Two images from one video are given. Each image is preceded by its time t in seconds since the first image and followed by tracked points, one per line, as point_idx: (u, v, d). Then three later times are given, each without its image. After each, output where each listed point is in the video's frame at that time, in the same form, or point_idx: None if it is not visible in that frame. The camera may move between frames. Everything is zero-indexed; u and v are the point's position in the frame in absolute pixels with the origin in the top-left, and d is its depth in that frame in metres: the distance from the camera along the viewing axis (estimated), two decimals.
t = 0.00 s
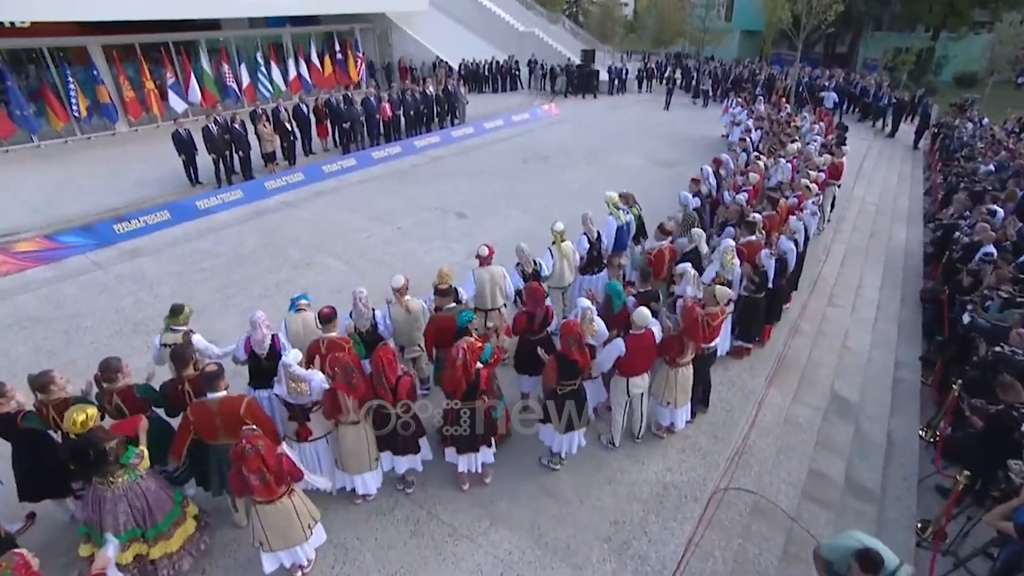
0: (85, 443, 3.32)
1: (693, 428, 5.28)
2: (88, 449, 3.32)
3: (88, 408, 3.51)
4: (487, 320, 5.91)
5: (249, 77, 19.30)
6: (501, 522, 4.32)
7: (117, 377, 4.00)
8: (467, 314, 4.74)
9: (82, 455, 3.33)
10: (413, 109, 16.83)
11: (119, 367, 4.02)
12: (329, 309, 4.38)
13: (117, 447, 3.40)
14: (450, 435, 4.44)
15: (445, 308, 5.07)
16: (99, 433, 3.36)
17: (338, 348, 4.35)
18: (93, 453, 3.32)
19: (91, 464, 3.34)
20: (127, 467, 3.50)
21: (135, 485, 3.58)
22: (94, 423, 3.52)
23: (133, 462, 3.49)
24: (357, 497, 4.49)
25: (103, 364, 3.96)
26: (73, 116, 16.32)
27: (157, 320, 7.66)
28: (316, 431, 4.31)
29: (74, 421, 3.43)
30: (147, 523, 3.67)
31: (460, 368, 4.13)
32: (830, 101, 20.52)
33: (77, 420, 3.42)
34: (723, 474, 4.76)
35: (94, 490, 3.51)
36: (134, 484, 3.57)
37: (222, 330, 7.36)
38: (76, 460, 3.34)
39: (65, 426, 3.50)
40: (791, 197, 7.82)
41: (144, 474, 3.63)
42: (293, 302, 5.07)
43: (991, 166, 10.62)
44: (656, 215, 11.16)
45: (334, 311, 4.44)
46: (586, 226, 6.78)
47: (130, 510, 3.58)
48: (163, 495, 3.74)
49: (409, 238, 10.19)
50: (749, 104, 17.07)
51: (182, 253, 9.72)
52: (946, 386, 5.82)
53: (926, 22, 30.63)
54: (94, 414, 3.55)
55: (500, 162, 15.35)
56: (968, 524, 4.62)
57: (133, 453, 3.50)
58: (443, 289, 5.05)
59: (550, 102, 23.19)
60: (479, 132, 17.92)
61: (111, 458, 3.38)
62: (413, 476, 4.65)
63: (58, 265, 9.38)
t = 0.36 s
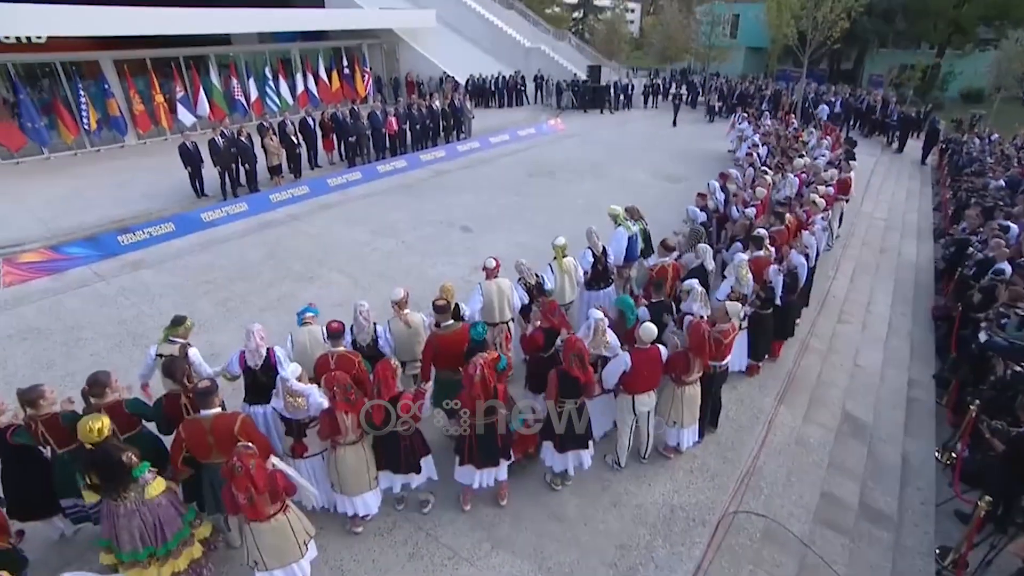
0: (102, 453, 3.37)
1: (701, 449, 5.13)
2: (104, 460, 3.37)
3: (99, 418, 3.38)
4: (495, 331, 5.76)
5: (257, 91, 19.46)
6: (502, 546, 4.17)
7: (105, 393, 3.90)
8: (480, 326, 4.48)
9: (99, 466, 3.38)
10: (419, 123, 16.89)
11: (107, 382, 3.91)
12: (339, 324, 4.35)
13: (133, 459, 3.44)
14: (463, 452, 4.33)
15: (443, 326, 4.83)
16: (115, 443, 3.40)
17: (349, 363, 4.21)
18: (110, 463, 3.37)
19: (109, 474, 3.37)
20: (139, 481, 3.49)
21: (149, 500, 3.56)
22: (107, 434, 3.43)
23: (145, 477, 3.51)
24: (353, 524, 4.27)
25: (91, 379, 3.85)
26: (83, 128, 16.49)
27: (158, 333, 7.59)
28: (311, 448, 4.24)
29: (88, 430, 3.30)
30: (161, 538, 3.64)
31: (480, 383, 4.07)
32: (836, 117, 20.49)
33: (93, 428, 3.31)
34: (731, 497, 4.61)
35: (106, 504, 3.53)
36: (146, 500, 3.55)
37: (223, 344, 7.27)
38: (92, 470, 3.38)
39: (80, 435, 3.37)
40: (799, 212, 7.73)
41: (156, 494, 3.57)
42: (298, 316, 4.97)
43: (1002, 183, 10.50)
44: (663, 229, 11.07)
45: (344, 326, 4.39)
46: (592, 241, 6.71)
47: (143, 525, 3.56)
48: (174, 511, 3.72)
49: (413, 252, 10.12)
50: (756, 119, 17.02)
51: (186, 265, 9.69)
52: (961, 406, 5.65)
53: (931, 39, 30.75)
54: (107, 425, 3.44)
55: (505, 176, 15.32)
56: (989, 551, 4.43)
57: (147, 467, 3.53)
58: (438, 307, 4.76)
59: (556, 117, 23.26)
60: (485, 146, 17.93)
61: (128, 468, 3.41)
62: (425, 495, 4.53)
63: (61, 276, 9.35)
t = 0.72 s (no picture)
0: (111, 459, 3.36)
1: (709, 467, 4.98)
2: (115, 467, 3.37)
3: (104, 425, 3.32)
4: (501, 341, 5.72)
5: (264, 103, 19.60)
6: (503, 566, 4.04)
7: (95, 406, 3.68)
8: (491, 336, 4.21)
9: (108, 474, 3.36)
10: (425, 136, 16.92)
11: (98, 394, 3.70)
12: (334, 336, 4.21)
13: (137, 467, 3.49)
14: (481, 469, 4.23)
15: (450, 338, 4.71)
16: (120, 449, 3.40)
17: (344, 377, 4.19)
18: (118, 470, 3.38)
19: (113, 485, 3.36)
20: (140, 490, 3.47)
21: (149, 512, 3.53)
22: (112, 440, 3.41)
23: (149, 487, 3.51)
24: (350, 552, 4.09)
25: (80, 391, 3.63)
26: (92, 139, 16.63)
27: (158, 344, 7.51)
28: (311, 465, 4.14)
29: (98, 437, 3.24)
30: (166, 550, 3.63)
31: (498, 395, 3.99)
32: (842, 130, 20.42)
33: (102, 434, 3.24)
34: (742, 517, 4.45)
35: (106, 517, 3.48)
36: (146, 512, 3.52)
37: (223, 356, 7.18)
38: (99, 479, 3.34)
39: (85, 441, 3.28)
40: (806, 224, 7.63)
41: (158, 505, 3.56)
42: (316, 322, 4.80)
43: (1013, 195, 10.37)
44: (669, 242, 10.96)
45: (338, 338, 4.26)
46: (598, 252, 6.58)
47: (144, 538, 3.53)
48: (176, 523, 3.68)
49: (417, 264, 10.04)
50: (763, 132, 16.94)
51: (189, 275, 9.64)
52: (978, 423, 5.49)
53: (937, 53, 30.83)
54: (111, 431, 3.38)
55: (510, 188, 15.29)
56: None
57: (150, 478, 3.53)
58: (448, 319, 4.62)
59: (561, 130, 23.31)
60: (490, 159, 17.94)
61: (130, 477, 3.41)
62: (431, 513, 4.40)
63: (64, 286, 9.31)
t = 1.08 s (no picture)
0: (107, 466, 3.23)
1: (718, 485, 4.81)
2: (112, 472, 3.25)
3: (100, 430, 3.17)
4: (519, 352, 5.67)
5: (272, 115, 19.73)
6: None
7: (83, 416, 3.56)
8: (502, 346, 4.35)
9: (105, 483, 3.25)
10: (430, 147, 16.93)
11: (87, 404, 3.59)
12: (318, 347, 4.40)
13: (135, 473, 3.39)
14: (483, 488, 4.10)
15: (450, 353, 4.59)
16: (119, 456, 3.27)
17: (328, 389, 4.35)
18: (116, 475, 3.27)
19: (110, 492, 3.27)
20: (136, 498, 3.41)
21: (146, 518, 3.49)
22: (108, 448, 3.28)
23: (145, 494, 3.45)
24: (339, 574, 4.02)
25: (67, 402, 3.51)
26: (101, 150, 16.73)
27: (158, 353, 7.42)
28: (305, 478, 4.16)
29: (94, 444, 3.12)
30: (161, 557, 3.59)
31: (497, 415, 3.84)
32: (850, 142, 20.32)
33: (97, 441, 3.11)
34: (753, 538, 4.28)
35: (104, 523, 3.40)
36: (144, 517, 3.48)
37: (223, 366, 7.08)
38: (95, 486, 3.22)
39: (79, 451, 3.15)
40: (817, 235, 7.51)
41: (153, 511, 3.51)
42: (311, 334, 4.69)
43: None
44: (675, 255, 10.84)
45: (322, 349, 4.43)
46: (606, 262, 6.45)
47: (140, 546, 3.48)
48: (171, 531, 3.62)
49: (421, 275, 9.95)
50: (770, 145, 16.86)
51: (192, 285, 9.59)
52: (998, 441, 5.31)
53: (943, 66, 30.76)
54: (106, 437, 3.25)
55: (515, 200, 15.24)
56: None
57: (146, 484, 3.47)
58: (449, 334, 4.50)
59: (567, 142, 23.31)
60: (496, 171, 17.93)
61: (128, 484, 3.35)
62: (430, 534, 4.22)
63: (66, 295, 9.27)
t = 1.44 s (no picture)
0: (95, 476, 3.16)
1: (727, 503, 4.65)
2: (99, 483, 3.18)
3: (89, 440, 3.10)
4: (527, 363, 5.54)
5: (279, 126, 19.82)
6: None
7: (72, 423, 3.47)
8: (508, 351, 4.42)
9: (91, 495, 3.17)
10: (436, 158, 16.93)
11: (76, 411, 3.50)
12: (312, 356, 4.31)
13: (123, 483, 3.31)
14: (483, 504, 3.97)
15: (439, 366, 4.42)
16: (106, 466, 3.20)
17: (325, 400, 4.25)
18: (105, 486, 3.20)
19: (98, 505, 3.19)
20: (123, 511, 3.32)
21: (135, 531, 3.40)
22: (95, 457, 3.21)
23: (134, 506, 3.35)
24: None
25: (56, 408, 3.42)
26: (109, 160, 16.81)
27: (157, 362, 7.33)
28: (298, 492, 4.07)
29: (82, 454, 3.04)
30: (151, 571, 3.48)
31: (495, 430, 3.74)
32: (857, 154, 20.20)
33: (84, 452, 3.04)
34: (765, 558, 4.12)
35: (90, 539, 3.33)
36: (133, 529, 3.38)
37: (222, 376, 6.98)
38: (81, 499, 3.15)
39: (66, 461, 3.07)
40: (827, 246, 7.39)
41: (143, 524, 3.41)
42: (305, 339, 4.65)
43: None
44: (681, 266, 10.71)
45: (316, 359, 4.34)
46: (612, 272, 6.35)
47: (128, 561, 3.38)
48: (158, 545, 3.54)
49: (425, 285, 9.86)
50: (777, 156, 16.75)
51: (194, 293, 9.53)
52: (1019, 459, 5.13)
53: (951, 79, 30.70)
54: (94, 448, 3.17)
55: (521, 211, 15.17)
56: None
57: (134, 494, 3.37)
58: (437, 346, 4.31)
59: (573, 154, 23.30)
60: (501, 182, 17.90)
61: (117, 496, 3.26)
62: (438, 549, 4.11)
63: (68, 303, 9.22)
